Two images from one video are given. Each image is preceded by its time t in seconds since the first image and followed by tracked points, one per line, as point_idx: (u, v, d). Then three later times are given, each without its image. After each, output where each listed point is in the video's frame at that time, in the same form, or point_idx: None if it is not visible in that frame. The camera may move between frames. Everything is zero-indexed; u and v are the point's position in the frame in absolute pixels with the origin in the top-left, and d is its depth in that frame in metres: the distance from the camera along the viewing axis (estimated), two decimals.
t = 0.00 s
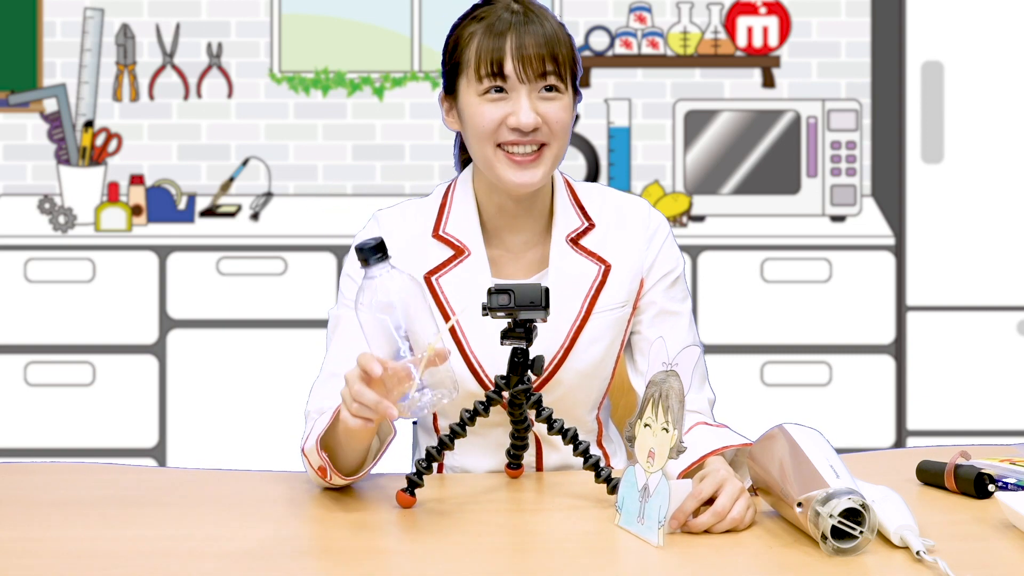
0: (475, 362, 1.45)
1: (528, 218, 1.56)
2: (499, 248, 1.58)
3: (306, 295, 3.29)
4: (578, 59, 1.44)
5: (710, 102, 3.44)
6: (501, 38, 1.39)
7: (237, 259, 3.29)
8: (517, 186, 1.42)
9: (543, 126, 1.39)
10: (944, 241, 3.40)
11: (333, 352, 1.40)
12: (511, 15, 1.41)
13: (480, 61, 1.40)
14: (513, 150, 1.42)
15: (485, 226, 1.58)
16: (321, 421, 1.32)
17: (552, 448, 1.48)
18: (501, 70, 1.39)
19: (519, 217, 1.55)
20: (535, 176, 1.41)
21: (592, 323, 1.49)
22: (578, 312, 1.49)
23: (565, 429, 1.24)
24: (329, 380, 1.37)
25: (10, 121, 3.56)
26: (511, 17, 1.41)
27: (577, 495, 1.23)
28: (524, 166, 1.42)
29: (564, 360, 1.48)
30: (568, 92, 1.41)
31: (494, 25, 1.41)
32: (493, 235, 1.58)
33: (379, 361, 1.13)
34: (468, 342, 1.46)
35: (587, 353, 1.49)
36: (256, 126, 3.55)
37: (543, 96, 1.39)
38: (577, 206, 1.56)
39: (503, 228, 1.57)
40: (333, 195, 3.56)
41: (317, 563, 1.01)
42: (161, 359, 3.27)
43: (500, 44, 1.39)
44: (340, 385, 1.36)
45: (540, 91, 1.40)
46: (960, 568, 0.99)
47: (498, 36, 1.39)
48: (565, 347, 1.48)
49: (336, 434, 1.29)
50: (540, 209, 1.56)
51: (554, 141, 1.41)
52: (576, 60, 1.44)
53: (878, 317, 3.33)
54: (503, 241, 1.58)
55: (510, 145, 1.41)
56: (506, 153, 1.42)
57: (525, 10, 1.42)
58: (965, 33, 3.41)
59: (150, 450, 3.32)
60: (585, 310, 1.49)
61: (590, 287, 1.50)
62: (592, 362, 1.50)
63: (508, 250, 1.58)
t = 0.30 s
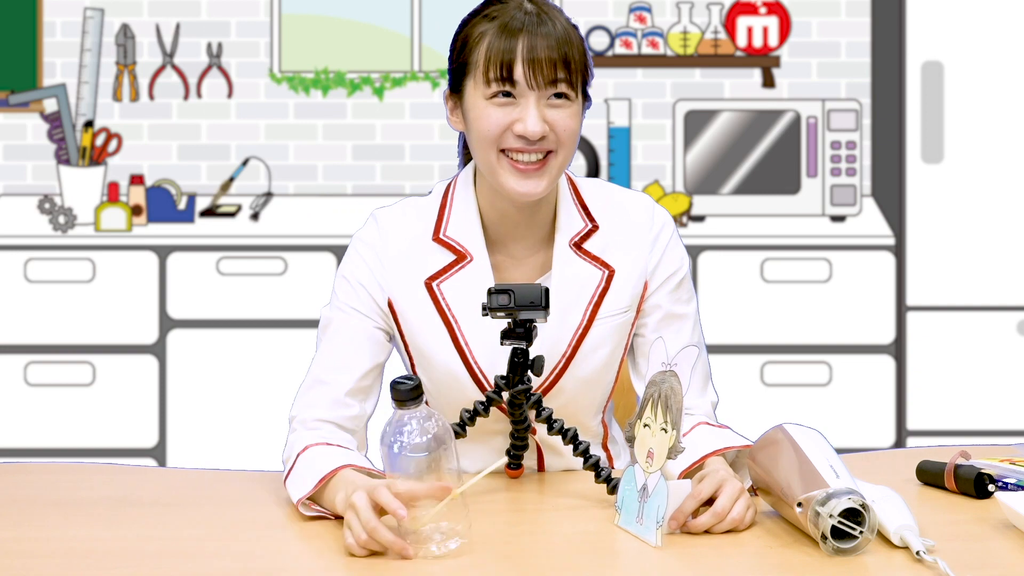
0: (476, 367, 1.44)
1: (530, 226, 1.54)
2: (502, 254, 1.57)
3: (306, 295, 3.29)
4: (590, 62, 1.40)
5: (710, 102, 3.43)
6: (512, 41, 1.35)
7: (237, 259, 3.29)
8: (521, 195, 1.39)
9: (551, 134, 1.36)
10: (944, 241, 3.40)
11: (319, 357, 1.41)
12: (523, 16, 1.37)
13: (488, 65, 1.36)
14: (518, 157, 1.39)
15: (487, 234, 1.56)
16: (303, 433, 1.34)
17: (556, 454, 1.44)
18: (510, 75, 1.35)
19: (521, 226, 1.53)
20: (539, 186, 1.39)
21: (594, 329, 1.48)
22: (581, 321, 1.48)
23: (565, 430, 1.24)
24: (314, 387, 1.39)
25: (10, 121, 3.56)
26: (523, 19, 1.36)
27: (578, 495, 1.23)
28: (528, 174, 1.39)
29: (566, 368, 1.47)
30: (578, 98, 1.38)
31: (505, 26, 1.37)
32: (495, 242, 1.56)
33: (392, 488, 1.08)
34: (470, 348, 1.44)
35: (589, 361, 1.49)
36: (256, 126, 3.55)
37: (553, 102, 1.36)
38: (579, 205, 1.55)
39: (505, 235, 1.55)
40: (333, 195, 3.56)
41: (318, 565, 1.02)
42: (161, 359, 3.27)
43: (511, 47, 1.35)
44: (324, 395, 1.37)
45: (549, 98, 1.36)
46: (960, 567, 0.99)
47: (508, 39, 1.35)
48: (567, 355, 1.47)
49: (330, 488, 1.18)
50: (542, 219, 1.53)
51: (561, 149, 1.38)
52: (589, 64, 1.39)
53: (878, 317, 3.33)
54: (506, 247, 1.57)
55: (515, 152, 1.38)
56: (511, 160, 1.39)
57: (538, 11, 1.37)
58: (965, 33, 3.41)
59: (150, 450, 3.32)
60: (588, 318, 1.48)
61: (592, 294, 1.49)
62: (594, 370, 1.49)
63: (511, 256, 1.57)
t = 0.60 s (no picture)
0: (476, 373, 1.44)
1: (533, 234, 1.54)
2: (505, 261, 1.58)
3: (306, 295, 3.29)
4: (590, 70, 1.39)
5: (710, 102, 3.43)
6: (510, 55, 1.34)
7: (237, 259, 3.29)
8: (525, 212, 1.40)
9: (554, 151, 1.36)
10: (944, 241, 3.40)
11: (314, 361, 1.41)
12: (521, 28, 1.36)
13: (487, 81, 1.35)
14: (521, 174, 1.39)
15: (490, 241, 1.56)
16: (298, 439, 1.36)
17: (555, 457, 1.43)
18: (510, 92, 1.34)
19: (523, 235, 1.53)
20: (543, 202, 1.39)
21: (596, 339, 1.48)
22: (580, 333, 1.47)
23: (566, 431, 1.24)
24: (309, 393, 1.39)
25: (9, 121, 3.56)
26: (520, 32, 1.35)
27: (579, 496, 1.23)
28: (531, 191, 1.39)
29: (567, 378, 1.47)
30: (579, 110, 1.37)
31: (503, 39, 1.35)
32: (499, 249, 1.57)
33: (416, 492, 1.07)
34: (470, 353, 1.44)
35: (591, 371, 1.49)
36: (256, 126, 3.55)
37: (554, 117, 1.35)
38: (583, 209, 1.54)
39: (508, 244, 1.56)
40: (333, 195, 3.56)
41: (317, 565, 1.02)
42: (161, 359, 3.27)
43: (509, 63, 1.34)
44: (319, 401, 1.38)
45: (550, 113, 1.35)
46: (960, 568, 0.99)
47: (507, 54, 1.34)
48: (567, 366, 1.46)
49: (330, 495, 1.18)
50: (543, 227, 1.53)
51: (565, 164, 1.38)
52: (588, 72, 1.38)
53: (878, 317, 3.33)
54: (509, 255, 1.57)
55: (517, 169, 1.38)
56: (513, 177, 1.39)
57: (535, 20, 1.36)
58: (965, 33, 3.41)
59: (150, 450, 3.32)
60: (589, 328, 1.47)
61: (593, 305, 1.48)
62: (596, 381, 1.49)
63: (514, 263, 1.58)
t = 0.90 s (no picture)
0: (480, 369, 1.44)
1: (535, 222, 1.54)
2: (508, 251, 1.58)
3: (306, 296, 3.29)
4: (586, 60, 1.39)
5: (710, 102, 3.44)
6: (506, 43, 1.34)
7: (237, 259, 3.29)
8: (529, 202, 1.39)
9: (554, 138, 1.35)
10: (944, 241, 3.40)
11: (315, 361, 1.41)
12: (515, 19, 1.36)
13: (485, 72, 1.35)
14: (523, 164, 1.38)
15: (492, 232, 1.57)
16: (299, 438, 1.35)
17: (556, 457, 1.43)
18: (508, 80, 1.34)
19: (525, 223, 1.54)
20: (547, 191, 1.38)
21: (598, 334, 1.48)
22: (584, 327, 1.47)
23: (567, 431, 1.24)
24: (310, 392, 1.39)
25: (9, 121, 3.56)
26: (514, 22, 1.36)
27: (580, 496, 1.23)
28: (535, 181, 1.38)
29: (570, 374, 1.47)
30: (577, 98, 1.37)
31: (498, 31, 1.36)
32: (501, 240, 1.57)
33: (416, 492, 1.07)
34: (472, 348, 1.44)
35: (594, 366, 1.49)
36: (256, 126, 3.55)
37: (553, 103, 1.35)
38: (585, 206, 1.54)
39: (510, 234, 1.56)
40: (333, 195, 3.56)
41: (316, 565, 1.02)
42: (161, 359, 3.27)
43: (506, 50, 1.34)
44: (320, 400, 1.38)
45: (549, 100, 1.35)
46: (960, 568, 0.99)
47: (503, 44, 1.34)
48: (570, 362, 1.47)
49: (330, 495, 1.18)
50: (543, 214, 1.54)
51: (565, 152, 1.37)
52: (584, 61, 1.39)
53: (878, 317, 3.33)
54: (512, 245, 1.58)
55: (520, 159, 1.37)
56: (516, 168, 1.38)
57: (528, 12, 1.36)
58: (965, 33, 3.41)
59: (150, 450, 3.32)
60: (592, 323, 1.47)
61: (596, 300, 1.48)
62: (599, 375, 1.49)
63: (517, 253, 1.58)
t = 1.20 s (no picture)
0: (479, 362, 1.44)
1: (536, 211, 1.55)
2: (508, 243, 1.58)
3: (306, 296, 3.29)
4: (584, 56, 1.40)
5: (710, 102, 3.44)
6: (505, 31, 1.36)
7: (237, 259, 3.29)
8: (526, 185, 1.38)
9: (551, 123, 1.35)
10: (944, 241, 3.40)
11: (319, 359, 1.40)
12: (513, 12, 1.38)
13: (484, 59, 1.36)
14: (521, 148, 1.38)
15: (492, 224, 1.57)
16: (307, 433, 1.33)
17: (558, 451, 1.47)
18: (505, 66, 1.35)
19: (525, 210, 1.54)
20: (545, 174, 1.37)
21: (601, 324, 1.49)
22: (587, 315, 1.48)
23: (566, 431, 1.23)
24: (316, 388, 1.38)
25: (9, 121, 3.56)
26: (512, 14, 1.37)
27: (579, 496, 1.23)
28: (532, 163, 1.38)
29: (573, 363, 1.48)
30: (574, 87, 1.38)
31: (497, 22, 1.37)
32: (501, 231, 1.58)
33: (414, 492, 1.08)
34: (474, 343, 1.45)
35: (597, 355, 1.49)
36: (256, 126, 3.55)
37: (550, 91, 1.36)
38: (583, 205, 1.55)
39: (510, 224, 1.57)
40: (333, 195, 3.56)
41: (315, 565, 1.02)
42: (161, 359, 3.27)
43: (505, 38, 1.35)
44: (328, 394, 1.37)
45: (546, 87, 1.36)
46: (960, 567, 0.99)
47: (501, 33, 1.36)
48: (573, 350, 1.47)
49: (331, 493, 1.18)
50: (544, 204, 1.55)
51: (562, 138, 1.37)
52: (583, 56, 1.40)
53: (878, 317, 3.33)
54: (512, 236, 1.58)
55: (517, 143, 1.37)
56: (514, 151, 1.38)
57: (526, 6, 1.38)
58: (965, 33, 3.41)
59: (150, 450, 3.32)
60: (594, 313, 1.48)
61: (598, 289, 1.49)
62: (603, 363, 1.49)
63: (517, 244, 1.58)
